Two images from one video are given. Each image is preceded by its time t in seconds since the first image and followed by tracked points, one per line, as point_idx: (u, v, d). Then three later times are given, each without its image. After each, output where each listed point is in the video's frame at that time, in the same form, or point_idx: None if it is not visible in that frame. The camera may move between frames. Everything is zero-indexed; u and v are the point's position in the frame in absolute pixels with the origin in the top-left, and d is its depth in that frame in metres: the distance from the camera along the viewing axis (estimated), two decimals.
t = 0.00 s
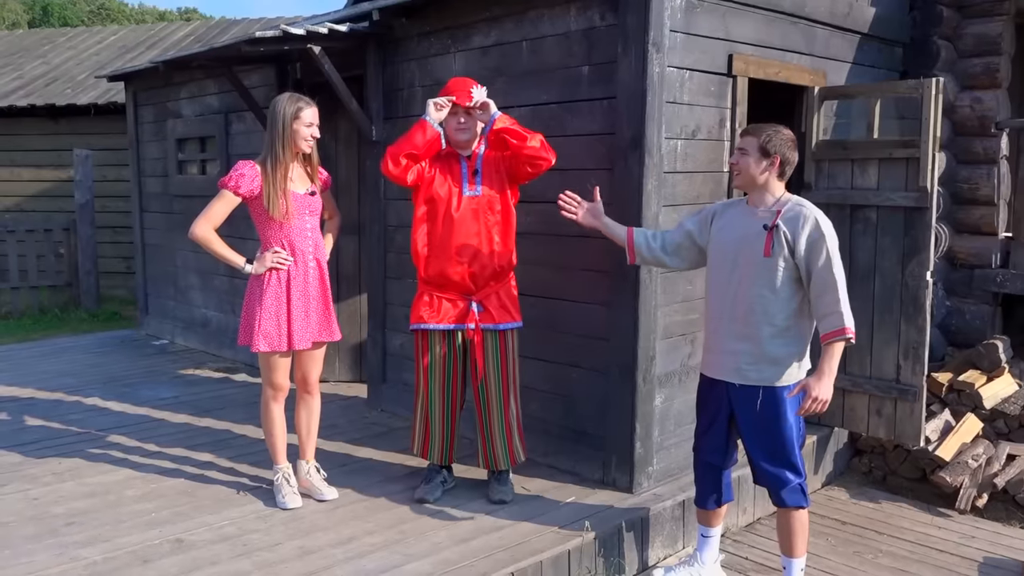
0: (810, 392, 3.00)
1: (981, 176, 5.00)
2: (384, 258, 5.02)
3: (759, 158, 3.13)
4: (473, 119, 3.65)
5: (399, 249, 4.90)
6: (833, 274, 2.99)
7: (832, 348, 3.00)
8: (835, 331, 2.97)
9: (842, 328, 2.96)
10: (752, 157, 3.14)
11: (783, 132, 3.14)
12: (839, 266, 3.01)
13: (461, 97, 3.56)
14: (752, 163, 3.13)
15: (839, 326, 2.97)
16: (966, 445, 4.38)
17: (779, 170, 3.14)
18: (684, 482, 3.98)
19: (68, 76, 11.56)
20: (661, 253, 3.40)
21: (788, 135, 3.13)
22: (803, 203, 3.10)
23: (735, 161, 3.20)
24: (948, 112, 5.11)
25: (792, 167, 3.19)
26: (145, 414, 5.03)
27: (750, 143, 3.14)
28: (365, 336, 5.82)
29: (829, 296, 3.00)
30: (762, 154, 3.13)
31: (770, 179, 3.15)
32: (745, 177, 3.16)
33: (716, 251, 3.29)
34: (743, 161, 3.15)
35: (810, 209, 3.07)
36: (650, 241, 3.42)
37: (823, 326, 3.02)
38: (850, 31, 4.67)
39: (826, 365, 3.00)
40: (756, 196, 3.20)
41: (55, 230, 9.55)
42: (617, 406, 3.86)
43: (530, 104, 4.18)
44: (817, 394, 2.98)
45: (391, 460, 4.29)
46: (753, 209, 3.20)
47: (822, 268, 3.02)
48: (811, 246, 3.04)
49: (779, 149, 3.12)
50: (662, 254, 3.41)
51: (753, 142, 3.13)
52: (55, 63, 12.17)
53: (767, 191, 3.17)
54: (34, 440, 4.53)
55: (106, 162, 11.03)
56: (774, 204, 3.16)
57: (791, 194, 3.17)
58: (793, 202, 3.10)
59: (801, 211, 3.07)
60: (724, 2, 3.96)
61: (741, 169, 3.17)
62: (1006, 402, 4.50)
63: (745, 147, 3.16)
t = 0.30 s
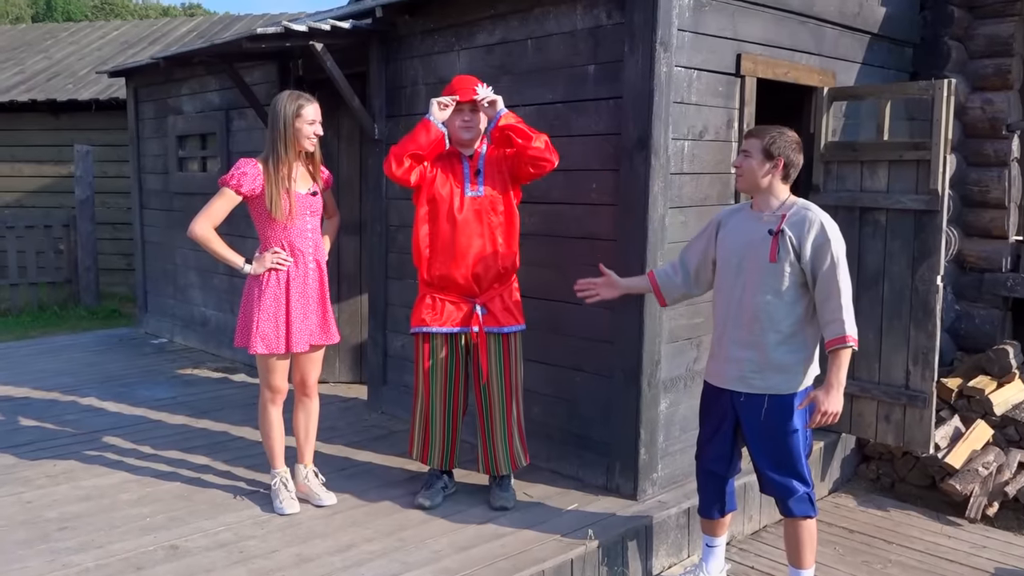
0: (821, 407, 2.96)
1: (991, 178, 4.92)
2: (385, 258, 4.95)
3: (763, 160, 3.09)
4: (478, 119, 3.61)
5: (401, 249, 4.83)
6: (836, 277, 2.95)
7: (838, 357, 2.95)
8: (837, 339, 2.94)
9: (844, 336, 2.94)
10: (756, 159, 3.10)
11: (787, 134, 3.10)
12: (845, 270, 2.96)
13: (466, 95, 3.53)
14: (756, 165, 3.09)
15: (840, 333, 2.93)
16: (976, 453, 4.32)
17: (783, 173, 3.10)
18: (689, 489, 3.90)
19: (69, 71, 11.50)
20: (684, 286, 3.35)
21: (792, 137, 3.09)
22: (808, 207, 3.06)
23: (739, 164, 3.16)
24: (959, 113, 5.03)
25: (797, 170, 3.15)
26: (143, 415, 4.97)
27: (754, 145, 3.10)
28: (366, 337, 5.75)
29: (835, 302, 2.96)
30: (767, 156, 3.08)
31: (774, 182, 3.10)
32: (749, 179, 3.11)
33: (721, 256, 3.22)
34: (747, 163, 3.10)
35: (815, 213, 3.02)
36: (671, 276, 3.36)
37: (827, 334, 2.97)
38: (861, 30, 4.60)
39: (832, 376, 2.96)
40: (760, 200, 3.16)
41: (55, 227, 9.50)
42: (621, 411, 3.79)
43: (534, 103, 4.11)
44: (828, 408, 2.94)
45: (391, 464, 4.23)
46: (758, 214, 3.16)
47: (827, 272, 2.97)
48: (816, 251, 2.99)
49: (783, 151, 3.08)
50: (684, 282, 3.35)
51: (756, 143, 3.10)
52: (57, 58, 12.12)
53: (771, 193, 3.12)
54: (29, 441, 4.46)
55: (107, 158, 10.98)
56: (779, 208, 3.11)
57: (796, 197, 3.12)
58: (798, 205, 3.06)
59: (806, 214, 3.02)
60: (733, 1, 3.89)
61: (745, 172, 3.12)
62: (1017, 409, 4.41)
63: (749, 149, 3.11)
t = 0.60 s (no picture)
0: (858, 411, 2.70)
1: (1017, 173, 4.76)
2: (386, 256, 4.77)
3: (763, 157, 2.89)
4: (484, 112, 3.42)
5: (403, 247, 4.65)
6: (848, 274, 2.72)
7: (864, 358, 2.70)
8: (861, 339, 2.68)
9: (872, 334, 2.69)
10: (755, 156, 2.90)
11: (788, 129, 2.90)
12: (855, 266, 2.72)
13: (470, 87, 3.32)
14: (755, 162, 2.89)
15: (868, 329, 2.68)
16: (1004, 460, 4.16)
17: (785, 170, 2.89)
18: (706, 500, 3.73)
19: (55, 61, 11.27)
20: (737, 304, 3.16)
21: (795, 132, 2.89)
22: (812, 202, 2.84)
23: (738, 162, 2.96)
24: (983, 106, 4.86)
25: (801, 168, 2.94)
26: (133, 421, 4.79)
27: (754, 141, 2.91)
28: (365, 338, 5.57)
29: (847, 301, 2.72)
30: (767, 153, 2.89)
31: (776, 180, 2.90)
32: (749, 177, 2.92)
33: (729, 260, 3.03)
34: (746, 160, 2.91)
35: (818, 208, 2.80)
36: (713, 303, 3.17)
37: (852, 330, 2.71)
38: (882, 19, 4.40)
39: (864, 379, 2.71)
40: (763, 199, 2.95)
41: (41, 223, 9.28)
42: (635, 418, 3.61)
43: (543, 94, 3.92)
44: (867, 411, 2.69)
45: (393, 473, 4.05)
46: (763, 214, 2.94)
47: (836, 269, 2.74)
48: (822, 248, 2.77)
49: (785, 147, 2.88)
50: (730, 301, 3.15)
51: (756, 140, 2.91)
52: (43, 48, 11.88)
53: (774, 192, 2.91)
54: (14, 450, 4.28)
55: (93, 151, 10.78)
56: (782, 206, 2.90)
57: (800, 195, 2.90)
58: (801, 201, 2.84)
59: (809, 211, 2.80)
60: None
61: (744, 169, 2.92)
62: None
63: (749, 146, 2.92)
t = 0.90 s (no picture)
0: (823, 418, 2.57)
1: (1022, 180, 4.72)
2: (384, 265, 4.66)
3: (761, 166, 2.77)
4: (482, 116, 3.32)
5: (401, 256, 4.54)
6: (839, 283, 2.58)
7: (848, 370, 2.56)
8: (836, 351, 2.57)
9: (864, 349, 2.55)
10: (752, 164, 2.78)
11: (787, 137, 2.79)
12: (853, 276, 2.60)
13: (467, 92, 3.23)
14: (751, 171, 2.78)
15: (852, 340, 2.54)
16: (1015, 472, 4.13)
17: (783, 179, 2.78)
18: (716, 516, 3.63)
19: (40, 64, 11.06)
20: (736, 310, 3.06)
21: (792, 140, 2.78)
22: (810, 209, 2.72)
23: (734, 172, 2.84)
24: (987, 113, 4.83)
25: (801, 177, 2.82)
26: (123, 435, 4.64)
27: (751, 149, 2.80)
28: (360, 348, 5.44)
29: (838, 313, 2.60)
30: (764, 161, 2.77)
31: (774, 190, 2.78)
32: (745, 187, 2.80)
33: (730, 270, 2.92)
34: (744, 170, 2.79)
35: (816, 216, 2.68)
36: (709, 312, 3.08)
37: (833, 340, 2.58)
38: (889, 24, 4.34)
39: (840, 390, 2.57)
40: (760, 209, 2.83)
41: (25, 229, 9.07)
42: (644, 432, 3.51)
43: (548, 100, 3.82)
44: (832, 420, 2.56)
45: (394, 489, 3.93)
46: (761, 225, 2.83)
47: (830, 278, 2.61)
48: (819, 258, 2.65)
49: (783, 155, 2.77)
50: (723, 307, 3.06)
51: (753, 148, 2.79)
52: (27, 51, 11.66)
53: (773, 202, 2.80)
54: None
55: (80, 156, 10.58)
56: (780, 217, 2.78)
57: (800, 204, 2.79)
58: (800, 210, 2.72)
59: (807, 219, 2.68)
60: None
61: (739, 178, 2.81)
62: None
63: (744, 154, 2.80)
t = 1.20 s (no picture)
0: (813, 425, 2.53)
1: (998, 186, 4.76)
2: (362, 276, 4.57)
3: (784, 172, 2.72)
4: (457, 126, 3.17)
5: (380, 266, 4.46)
6: (863, 302, 2.53)
7: (854, 387, 2.53)
8: (850, 370, 2.54)
9: (880, 370, 2.52)
10: (775, 171, 2.74)
11: (810, 142, 2.73)
12: (877, 294, 2.55)
13: (447, 100, 3.07)
14: (775, 177, 2.73)
15: (870, 361, 2.51)
16: (998, 477, 4.14)
17: (807, 185, 2.72)
18: (705, 527, 3.58)
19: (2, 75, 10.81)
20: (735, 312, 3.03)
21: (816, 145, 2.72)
22: (836, 222, 2.66)
23: (757, 178, 2.80)
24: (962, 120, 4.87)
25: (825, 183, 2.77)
26: (92, 454, 4.49)
27: (773, 156, 2.75)
28: (337, 361, 5.34)
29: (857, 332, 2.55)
30: (787, 167, 2.72)
31: (798, 197, 2.73)
32: (769, 195, 2.76)
33: (747, 276, 2.87)
34: (766, 176, 2.74)
35: (843, 229, 2.62)
36: (707, 312, 3.04)
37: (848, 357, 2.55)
38: (867, 31, 4.36)
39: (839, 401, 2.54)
40: (783, 216, 2.78)
41: None
42: (632, 443, 3.46)
43: (529, 107, 3.77)
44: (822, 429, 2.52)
45: (375, 505, 3.84)
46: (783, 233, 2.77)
47: (853, 296, 2.56)
48: (843, 273, 2.59)
49: (806, 161, 2.71)
50: (727, 312, 3.03)
51: (776, 155, 2.74)
52: None
53: (795, 209, 2.75)
54: None
55: (44, 169, 10.34)
56: (804, 225, 2.73)
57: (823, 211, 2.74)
58: (825, 220, 2.67)
59: (833, 232, 2.63)
60: None
61: (760, 185, 2.77)
62: None
63: (766, 160, 2.76)
